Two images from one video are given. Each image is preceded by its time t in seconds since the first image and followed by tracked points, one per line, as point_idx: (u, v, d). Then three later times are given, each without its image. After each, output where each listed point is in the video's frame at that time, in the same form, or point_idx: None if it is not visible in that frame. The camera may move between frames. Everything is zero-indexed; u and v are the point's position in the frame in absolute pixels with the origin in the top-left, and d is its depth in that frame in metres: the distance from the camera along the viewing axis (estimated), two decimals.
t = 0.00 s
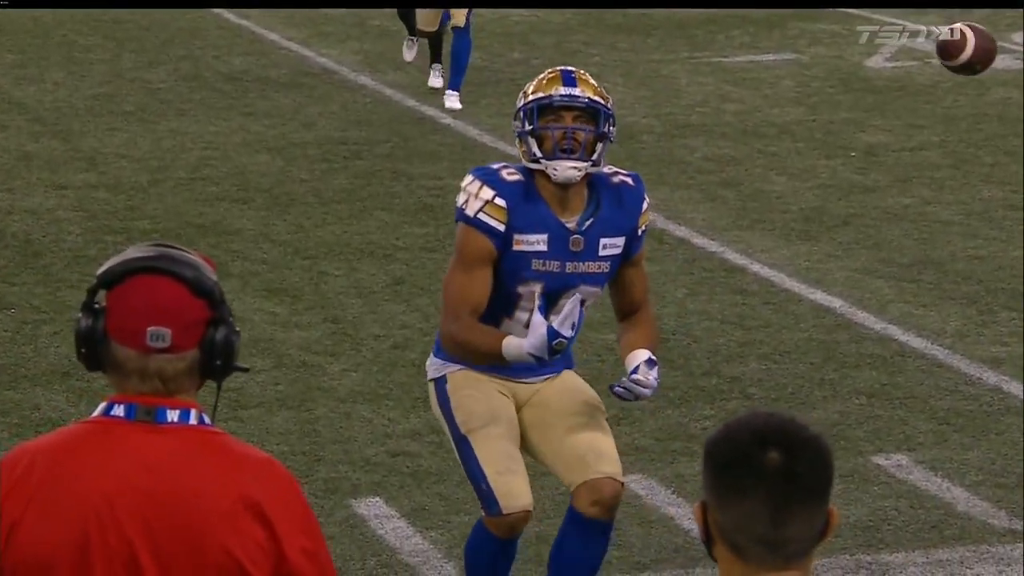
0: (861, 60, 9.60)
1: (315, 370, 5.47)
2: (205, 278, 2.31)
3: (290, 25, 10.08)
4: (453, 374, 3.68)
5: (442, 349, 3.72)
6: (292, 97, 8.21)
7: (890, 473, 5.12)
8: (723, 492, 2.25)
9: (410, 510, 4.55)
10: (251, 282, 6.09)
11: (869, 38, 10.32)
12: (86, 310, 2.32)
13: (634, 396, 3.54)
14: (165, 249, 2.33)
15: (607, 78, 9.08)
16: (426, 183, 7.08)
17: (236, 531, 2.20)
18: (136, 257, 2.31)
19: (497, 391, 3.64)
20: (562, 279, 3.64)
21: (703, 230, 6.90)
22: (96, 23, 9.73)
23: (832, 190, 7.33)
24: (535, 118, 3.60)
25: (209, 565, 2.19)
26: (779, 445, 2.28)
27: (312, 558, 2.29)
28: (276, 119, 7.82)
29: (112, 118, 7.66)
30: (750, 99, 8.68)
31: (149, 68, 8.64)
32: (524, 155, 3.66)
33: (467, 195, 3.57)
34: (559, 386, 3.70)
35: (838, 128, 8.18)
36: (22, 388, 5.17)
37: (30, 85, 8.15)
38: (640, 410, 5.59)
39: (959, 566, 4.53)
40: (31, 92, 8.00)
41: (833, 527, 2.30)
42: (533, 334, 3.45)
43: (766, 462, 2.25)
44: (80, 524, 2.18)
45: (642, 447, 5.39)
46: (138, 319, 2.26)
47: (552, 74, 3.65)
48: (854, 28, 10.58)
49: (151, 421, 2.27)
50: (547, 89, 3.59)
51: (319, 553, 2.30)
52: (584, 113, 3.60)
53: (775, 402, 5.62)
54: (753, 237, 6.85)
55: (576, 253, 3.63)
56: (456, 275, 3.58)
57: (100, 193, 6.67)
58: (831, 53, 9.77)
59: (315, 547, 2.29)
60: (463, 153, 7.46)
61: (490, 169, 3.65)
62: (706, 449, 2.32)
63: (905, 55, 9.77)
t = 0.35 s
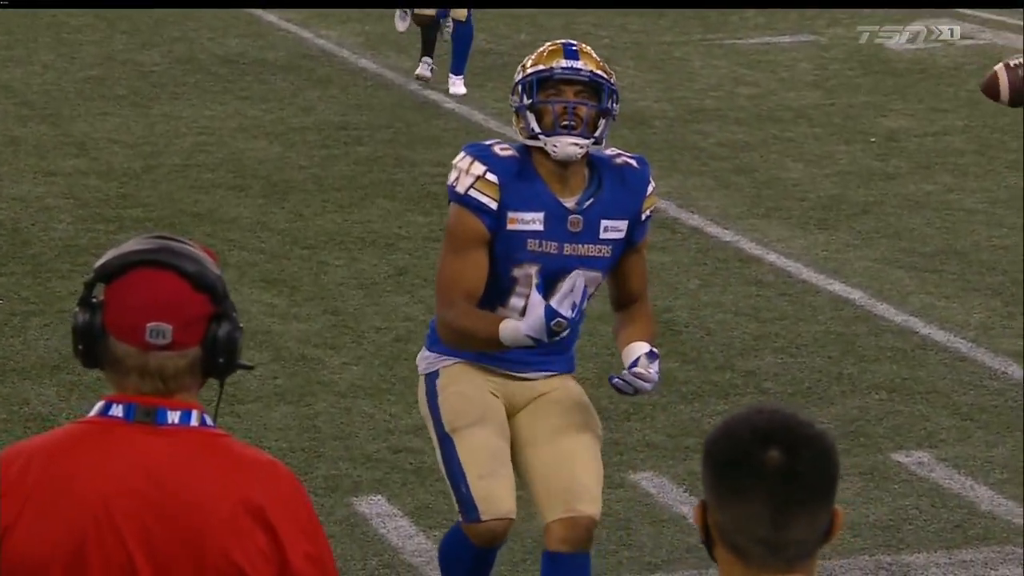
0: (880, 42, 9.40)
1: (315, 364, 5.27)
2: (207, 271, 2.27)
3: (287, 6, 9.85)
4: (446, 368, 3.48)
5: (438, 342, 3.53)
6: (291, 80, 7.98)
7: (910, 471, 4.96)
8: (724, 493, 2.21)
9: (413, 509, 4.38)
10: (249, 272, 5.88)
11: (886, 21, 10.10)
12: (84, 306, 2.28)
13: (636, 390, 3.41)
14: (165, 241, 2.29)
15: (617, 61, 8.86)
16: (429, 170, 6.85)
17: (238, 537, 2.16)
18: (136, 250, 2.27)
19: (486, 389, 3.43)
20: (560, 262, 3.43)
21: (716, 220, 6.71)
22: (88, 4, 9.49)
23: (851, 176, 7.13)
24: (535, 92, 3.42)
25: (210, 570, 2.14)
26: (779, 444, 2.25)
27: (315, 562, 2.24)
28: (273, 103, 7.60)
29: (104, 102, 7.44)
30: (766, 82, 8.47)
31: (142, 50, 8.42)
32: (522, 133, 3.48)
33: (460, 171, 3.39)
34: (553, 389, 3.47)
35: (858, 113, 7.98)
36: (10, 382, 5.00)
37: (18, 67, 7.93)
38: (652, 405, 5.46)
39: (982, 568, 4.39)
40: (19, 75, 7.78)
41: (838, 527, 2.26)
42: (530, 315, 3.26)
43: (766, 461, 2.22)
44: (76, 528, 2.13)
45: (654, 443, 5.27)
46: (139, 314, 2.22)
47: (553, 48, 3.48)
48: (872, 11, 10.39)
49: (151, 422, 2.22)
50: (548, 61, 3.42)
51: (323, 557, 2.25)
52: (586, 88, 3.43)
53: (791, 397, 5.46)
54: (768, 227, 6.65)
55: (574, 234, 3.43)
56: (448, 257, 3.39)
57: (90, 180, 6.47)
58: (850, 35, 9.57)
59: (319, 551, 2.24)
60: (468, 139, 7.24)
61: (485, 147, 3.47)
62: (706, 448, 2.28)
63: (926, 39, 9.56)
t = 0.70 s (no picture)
0: (899, 32, 9.23)
1: (314, 360, 5.07)
2: (207, 271, 2.23)
3: None
4: (448, 381, 3.26)
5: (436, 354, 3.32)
6: (289, 65, 7.76)
7: (933, 471, 4.79)
8: (724, 494, 2.16)
9: (417, 511, 4.23)
10: (245, 265, 5.67)
11: (903, 10, 9.89)
12: (78, 304, 2.24)
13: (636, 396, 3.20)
14: (164, 238, 2.25)
15: (628, 45, 8.63)
16: (433, 159, 6.63)
17: (236, 548, 2.13)
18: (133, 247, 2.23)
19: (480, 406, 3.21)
20: (554, 254, 3.21)
21: (731, 211, 6.49)
22: None
23: (872, 165, 6.93)
24: (526, 80, 3.24)
25: None
26: (782, 442, 2.20)
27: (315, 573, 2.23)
28: (271, 90, 7.37)
29: (96, 87, 7.23)
30: (782, 68, 8.29)
31: (135, 34, 8.20)
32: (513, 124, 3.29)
33: (444, 161, 3.22)
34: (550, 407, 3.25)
35: (880, 101, 7.78)
36: None
37: (7, 52, 7.70)
38: (663, 403, 5.28)
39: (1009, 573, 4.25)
40: (7, 60, 7.56)
41: (841, 527, 2.21)
42: (519, 304, 3.01)
43: (769, 460, 2.17)
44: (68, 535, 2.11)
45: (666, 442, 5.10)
46: (136, 314, 2.18)
47: (546, 35, 3.31)
48: None
49: (147, 427, 2.19)
50: (540, 47, 3.24)
51: (323, 567, 2.24)
52: (581, 76, 3.25)
53: (808, 395, 5.26)
54: (785, 218, 6.44)
55: (569, 224, 3.23)
56: (435, 251, 3.21)
57: (81, 169, 6.27)
58: (869, 23, 9.41)
59: (319, 561, 2.23)
60: (473, 127, 7.03)
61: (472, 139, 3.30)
62: (705, 447, 2.23)
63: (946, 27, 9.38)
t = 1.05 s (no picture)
0: (917, 21, 9.05)
1: (314, 359, 4.91)
2: (203, 274, 2.17)
3: None
4: (442, 411, 3.06)
5: (428, 385, 3.12)
6: (289, 53, 7.56)
7: (956, 475, 4.64)
8: (724, 494, 2.10)
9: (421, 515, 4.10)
10: (243, 261, 5.48)
11: None
12: (71, 310, 2.18)
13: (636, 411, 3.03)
14: (157, 240, 2.19)
15: (639, 32, 8.42)
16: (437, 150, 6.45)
17: (235, 560, 2.06)
18: (126, 250, 2.17)
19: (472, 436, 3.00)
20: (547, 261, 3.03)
21: (745, 205, 6.29)
22: None
23: (893, 157, 6.75)
24: (513, 82, 3.10)
25: None
26: (787, 441, 2.13)
27: None
28: (269, 79, 7.18)
29: (88, 76, 7.03)
30: (799, 57, 8.09)
31: (128, 22, 7.99)
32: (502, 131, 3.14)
33: (428, 170, 3.07)
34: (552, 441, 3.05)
35: (901, 90, 7.60)
36: None
37: None
38: (675, 404, 5.09)
39: None
40: None
41: (848, 530, 2.14)
42: (503, 308, 2.77)
43: (772, 459, 2.11)
44: (61, 547, 2.05)
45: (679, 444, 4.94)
46: (130, 320, 2.12)
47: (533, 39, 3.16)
48: None
49: (142, 437, 2.12)
50: (527, 49, 3.10)
51: None
52: (571, 76, 3.10)
53: (826, 397, 5.09)
54: (801, 212, 6.24)
55: (562, 228, 3.05)
56: (420, 265, 3.04)
57: (73, 161, 6.09)
58: (887, 11, 9.22)
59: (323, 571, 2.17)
60: (478, 119, 6.84)
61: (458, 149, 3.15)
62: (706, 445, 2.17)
63: (966, 15, 9.20)
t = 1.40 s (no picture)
0: (937, 14, 8.86)
1: (315, 361, 4.78)
2: (198, 282, 2.19)
3: None
4: (428, 438, 2.94)
5: (415, 408, 3.00)
6: (289, 45, 7.38)
7: (979, 482, 4.47)
8: (732, 501, 2.11)
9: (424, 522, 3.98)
10: (242, 259, 5.31)
11: None
12: (62, 317, 2.21)
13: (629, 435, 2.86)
14: (151, 247, 2.21)
15: (650, 24, 8.23)
16: (442, 145, 6.28)
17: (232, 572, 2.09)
18: (120, 257, 2.19)
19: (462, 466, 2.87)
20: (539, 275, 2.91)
21: (760, 202, 6.11)
22: None
23: (914, 152, 6.57)
24: (498, 86, 3.01)
25: None
26: (793, 446, 2.13)
27: None
28: (269, 72, 7.00)
29: (81, 68, 6.86)
30: (816, 49, 7.90)
31: (124, 12, 7.82)
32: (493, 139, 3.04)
33: (415, 182, 2.96)
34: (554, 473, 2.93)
35: (922, 84, 7.43)
36: None
37: None
38: (687, 407, 4.92)
39: None
40: None
41: (856, 536, 2.16)
42: (483, 324, 2.61)
43: (780, 465, 2.11)
44: (55, 560, 2.07)
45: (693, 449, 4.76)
46: (122, 329, 2.14)
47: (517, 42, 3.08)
48: None
49: (135, 451, 2.14)
50: (512, 52, 3.02)
51: None
52: (558, 76, 3.02)
53: (844, 400, 4.92)
54: (818, 210, 6.07)
55: (555, 242, 2.94)
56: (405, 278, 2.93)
57: (66, 155, 5.92)
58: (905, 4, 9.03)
59: None
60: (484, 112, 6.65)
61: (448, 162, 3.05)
62: (713, 451, 2.18)
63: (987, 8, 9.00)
